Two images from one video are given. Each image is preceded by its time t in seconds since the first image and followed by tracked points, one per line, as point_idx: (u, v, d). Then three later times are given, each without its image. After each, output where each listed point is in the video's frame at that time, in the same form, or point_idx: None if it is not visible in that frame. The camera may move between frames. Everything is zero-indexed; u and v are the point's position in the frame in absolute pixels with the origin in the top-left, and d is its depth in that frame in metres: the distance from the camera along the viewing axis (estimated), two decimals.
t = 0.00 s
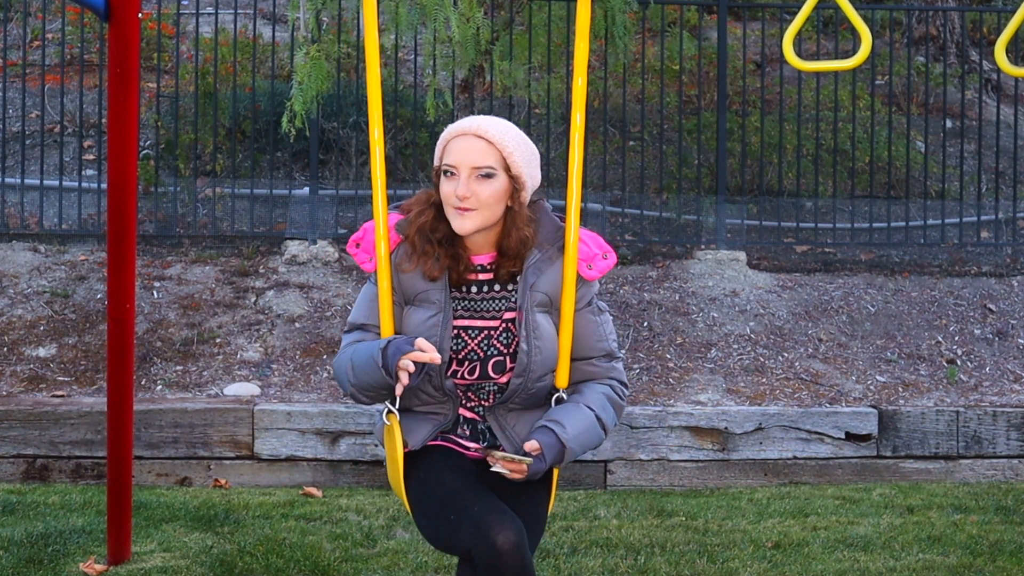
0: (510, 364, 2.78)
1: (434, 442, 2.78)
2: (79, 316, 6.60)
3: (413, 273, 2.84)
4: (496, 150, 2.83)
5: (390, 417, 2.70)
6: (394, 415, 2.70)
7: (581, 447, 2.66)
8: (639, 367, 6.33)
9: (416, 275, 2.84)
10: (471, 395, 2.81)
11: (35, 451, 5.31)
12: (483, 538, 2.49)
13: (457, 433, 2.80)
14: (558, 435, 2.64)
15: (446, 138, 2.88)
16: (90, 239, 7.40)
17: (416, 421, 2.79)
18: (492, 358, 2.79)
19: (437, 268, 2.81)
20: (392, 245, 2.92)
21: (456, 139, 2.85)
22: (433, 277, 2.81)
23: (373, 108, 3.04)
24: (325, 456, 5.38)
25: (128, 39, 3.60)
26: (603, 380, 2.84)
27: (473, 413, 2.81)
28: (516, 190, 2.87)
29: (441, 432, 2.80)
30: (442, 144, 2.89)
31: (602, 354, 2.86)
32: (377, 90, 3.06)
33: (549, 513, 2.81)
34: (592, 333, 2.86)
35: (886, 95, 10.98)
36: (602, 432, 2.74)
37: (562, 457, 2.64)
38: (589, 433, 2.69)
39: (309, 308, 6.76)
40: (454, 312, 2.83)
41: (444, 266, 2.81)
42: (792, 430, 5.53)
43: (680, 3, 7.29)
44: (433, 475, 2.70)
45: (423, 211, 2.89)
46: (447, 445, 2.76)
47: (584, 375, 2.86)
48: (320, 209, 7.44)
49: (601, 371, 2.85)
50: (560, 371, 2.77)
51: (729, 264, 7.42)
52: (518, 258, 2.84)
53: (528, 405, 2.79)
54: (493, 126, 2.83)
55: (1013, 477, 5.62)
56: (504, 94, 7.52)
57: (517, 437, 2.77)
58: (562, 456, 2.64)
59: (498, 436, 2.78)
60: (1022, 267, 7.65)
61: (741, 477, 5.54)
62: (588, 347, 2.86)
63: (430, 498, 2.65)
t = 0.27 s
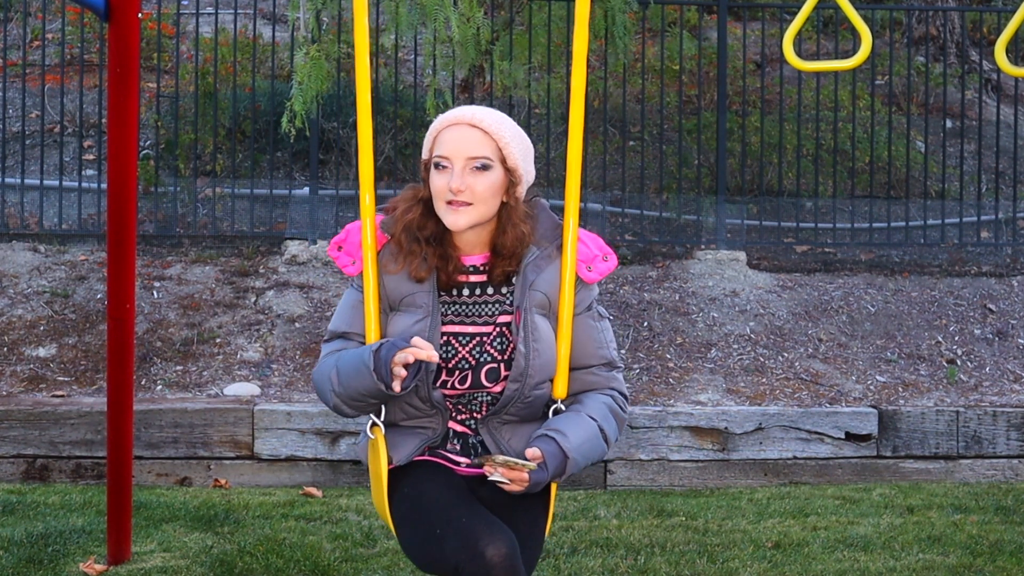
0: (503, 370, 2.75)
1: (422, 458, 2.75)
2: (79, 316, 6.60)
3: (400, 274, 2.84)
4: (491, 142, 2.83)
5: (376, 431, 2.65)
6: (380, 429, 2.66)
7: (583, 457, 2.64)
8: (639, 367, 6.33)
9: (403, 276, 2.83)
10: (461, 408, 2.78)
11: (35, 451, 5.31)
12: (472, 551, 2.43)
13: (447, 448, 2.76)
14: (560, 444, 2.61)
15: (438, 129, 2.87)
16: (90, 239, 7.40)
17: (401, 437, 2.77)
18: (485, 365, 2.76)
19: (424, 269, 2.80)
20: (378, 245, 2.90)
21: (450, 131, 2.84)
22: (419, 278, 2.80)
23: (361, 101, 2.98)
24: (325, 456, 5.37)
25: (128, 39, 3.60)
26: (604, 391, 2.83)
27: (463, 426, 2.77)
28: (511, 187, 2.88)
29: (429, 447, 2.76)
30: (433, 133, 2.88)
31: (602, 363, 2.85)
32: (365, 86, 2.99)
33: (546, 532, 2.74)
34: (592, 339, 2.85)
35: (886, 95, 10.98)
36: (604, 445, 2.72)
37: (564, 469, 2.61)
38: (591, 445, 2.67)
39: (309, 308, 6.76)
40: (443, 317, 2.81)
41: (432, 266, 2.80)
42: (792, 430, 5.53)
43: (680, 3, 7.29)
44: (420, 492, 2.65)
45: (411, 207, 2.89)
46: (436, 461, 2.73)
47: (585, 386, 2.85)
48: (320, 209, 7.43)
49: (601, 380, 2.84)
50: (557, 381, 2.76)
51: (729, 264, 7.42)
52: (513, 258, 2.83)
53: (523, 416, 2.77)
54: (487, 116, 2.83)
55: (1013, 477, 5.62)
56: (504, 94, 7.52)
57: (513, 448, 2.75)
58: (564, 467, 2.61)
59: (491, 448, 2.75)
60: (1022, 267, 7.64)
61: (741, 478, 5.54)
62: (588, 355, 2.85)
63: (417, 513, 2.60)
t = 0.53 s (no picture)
0: (496, 370, 2.69)
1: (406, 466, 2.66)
2: (79, 316, 6.60)
3: (385, 268, 2.77)
4: (486, 124, 2.80)
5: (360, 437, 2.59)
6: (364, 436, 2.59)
7: (581, 461, 2.58)
8: (639, 367, 6.33)
9: (388, 270, 2.76)
10: (450, 413, 2.71)
11: (35, 451, 5.31)
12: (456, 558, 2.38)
13: (436, 456, 2.68)
14: (557, 446, 2.56)
15: (430, 111, 2.83)
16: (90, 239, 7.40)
17: (388, 445, 2.68)
18: (477, 365, 2.69)
19: (409, 262, 2.74)
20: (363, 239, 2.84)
21: (443, 113, 2.80)
22: (405, 271, 2.73)
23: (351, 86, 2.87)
24: (324, 456, 5.37)
25: (128, 39, 3.59)
26: (606, 394, 2.78)
27: (453, 432, 2.69)
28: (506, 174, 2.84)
29: (415, 455, 2.68)
30: (424, 116, 2.84)
31: (602, 364, 2.82)
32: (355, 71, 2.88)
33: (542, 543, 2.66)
34: (593, 340, 2.82)
35: (886, 95, 10.99)
36: (605, 450, 2.66)
37: (560, 472, 2.55)
38: (590, 448, 2.61)
39: (309, 308, 6.76)
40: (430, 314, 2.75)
41: (419, 259, 2.74)
42: (792, 430, 5.53)
43: (680, 3, 7.29)
44: (403, 497, 2.58)
45: (397, 196, 2.85)
46: (423, 468, 2.65)
47: (585, 388, 2.80)
48: (320, 209, 7.42)
49: (602, 383, 2.80)
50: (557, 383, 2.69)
51: (729, 264, 7.42)
52: (508, 252, 2.79)
53: (517, 420, 2.69)
54: (481, 98, 2.80)
55: (1013, 477, 5.62)
56: (504, 94, 7.52)
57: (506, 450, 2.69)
58: (561, 471, 2.55)
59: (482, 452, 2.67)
60: (1022, 267, 7.64)
61: (741, 478, 5.54)
62: (588, 356, 2.82)
63: (396, 519, 2.54)
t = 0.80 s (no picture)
0: (489, 367, 2.68)
1: (396, 467, 2.66)
2: (79, 316, 6.60)
3: (376, 260, 2.77)
4: (490, 112, 2.84)
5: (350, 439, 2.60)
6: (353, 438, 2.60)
7: (577, 459, 2.58)
8: (639, 367, 6.33)
9: (379, 263, 2.77)
10: (444, 413, 2.71)
11: (35, 451, 5.31)
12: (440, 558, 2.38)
13: (428, 457, 2.68)
14: (552, 443, 2.55)
15: (430, 99, 2.85)
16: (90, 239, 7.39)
17: (379, 447, 2.69)
18: (471, 361, 2.69)
19: (401, 254, 2.74)
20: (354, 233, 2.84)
21: (445, 101, 2.83)
22: (396, 264, 2.74)
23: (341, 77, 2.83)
24: (325, 456, 5.37)
25: (128, 39, 3.59)
26: (606, 392, 2.78)
27: (446, 433, 2.69)
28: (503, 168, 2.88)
29: (406, 456, 2.68)
30: (424, 101, 2.86)
31: (603, 362, 2.82)
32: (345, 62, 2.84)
33: (535, 544, 2.65)
34: (593, 336, 2.83)
35: (886, 95, 10.99)
36: (603, 451, 2.65)
37: (553, 469, 2.54)
38: (586, 446, 2.60)
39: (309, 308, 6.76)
40: (422, 310, 2.74)
41: (411, 251, 2.75)
42: (792, 430, 5.53)
43: (680, 3, 7.29)
44: (391, 496, 2.58)
45: (391, 186, 2.87)
46: (413, 470, 2.65)
47: (585, 386, 2.80)
48: (320, 209, 7.42)
49: (601, 381, 2.80)
50: (553, 380, 2.67)
51: (729, 264, 7.42)
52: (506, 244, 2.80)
53: (512, 419, 2.69)
54: (483, 87, 2.83)
55: (1013, 477, 5.62)
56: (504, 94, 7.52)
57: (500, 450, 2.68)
58: (555, 468, 2.55)
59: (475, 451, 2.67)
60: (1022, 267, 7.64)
61: (741, 478, 5.54)
62: (588, 353, 2.82)
63: (382, 520, 2.54)
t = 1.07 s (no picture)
0: (490, 368, 2.68)
1: (400, 466, 2.67)
2: (79, 316, 6.60)
3: (381, 263, 2.78)
4: (494, 116, 2.84)
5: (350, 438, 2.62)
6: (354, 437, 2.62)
7: (574, 458, 2.57)
8: (639, 367, 6.33)
9: (384, 266, 2.77)
10: (446, 413, 2.71)
11: (35, 451, 5.31)
12: (438, 553, 2.36)
13: (430, 457, 2.69)
14: (549, 442, 2.55)
15: (433, 102, 2.85)
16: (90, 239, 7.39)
17: (382, 445, 2.70)
18: (471, 362, 2.69)
19: (406, 258, 2.74)
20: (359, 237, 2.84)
21: (449, 103, 2.82)
22: (400, 266, 2.74)
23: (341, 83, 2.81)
24: (324, 456, 5.37)
25: (128, 39, 3.59)
26: (604, 392, 2.78)
27: (448, 433, 2.70)
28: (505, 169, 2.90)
29: (409, 456, 2.69)
30: (428, 106, 2.85)
31: (601, 363, 2.82)
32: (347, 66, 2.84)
33: (535, 541, 2.64)
34: (592, 338, 2.83)
35: (886, 95, 10.99)
36: (602, 451, 2.65)
37: (550, 468, 2.54)
38: (584, 445, 2.60)
39: (309, 308, 6.76)
40: (425, 312, 2.75)
41: (415, 254, 2.75)
42: (792, 430, 5.53)
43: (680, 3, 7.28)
44: (393, 497, 2.58)
45: (395, 190, 2.88)
46: (415, 469, 2.66)
47: (583, 386, 2.81)
48: (320, 209, 7.43)
49: (601, 382, 2.80)
50: (552, 379, 2.66)
51: (729, 264, 7.42)
52: (506, 241, 2.80)
53: (512, 419, 2.70)
54: (488, 93, 2.84)
55: (1013, 477, 5.62)
56: (504, 94, 7.52)
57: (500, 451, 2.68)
58: (552, 467, 2.54)
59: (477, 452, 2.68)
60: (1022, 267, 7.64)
61: (741, 478, 5.54)
62: (586, 354, 2.82)
63: (383, 519, 2.54)
